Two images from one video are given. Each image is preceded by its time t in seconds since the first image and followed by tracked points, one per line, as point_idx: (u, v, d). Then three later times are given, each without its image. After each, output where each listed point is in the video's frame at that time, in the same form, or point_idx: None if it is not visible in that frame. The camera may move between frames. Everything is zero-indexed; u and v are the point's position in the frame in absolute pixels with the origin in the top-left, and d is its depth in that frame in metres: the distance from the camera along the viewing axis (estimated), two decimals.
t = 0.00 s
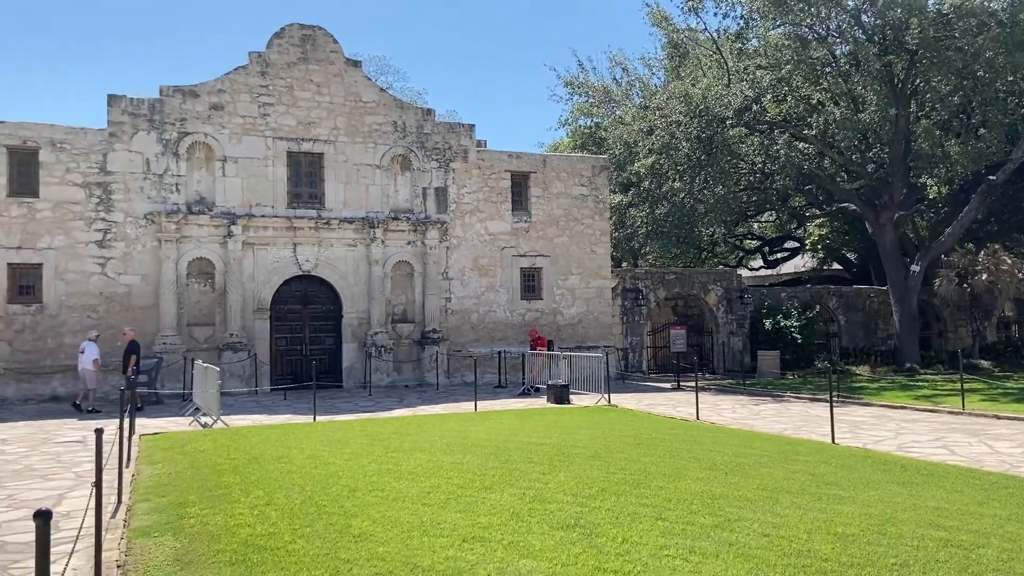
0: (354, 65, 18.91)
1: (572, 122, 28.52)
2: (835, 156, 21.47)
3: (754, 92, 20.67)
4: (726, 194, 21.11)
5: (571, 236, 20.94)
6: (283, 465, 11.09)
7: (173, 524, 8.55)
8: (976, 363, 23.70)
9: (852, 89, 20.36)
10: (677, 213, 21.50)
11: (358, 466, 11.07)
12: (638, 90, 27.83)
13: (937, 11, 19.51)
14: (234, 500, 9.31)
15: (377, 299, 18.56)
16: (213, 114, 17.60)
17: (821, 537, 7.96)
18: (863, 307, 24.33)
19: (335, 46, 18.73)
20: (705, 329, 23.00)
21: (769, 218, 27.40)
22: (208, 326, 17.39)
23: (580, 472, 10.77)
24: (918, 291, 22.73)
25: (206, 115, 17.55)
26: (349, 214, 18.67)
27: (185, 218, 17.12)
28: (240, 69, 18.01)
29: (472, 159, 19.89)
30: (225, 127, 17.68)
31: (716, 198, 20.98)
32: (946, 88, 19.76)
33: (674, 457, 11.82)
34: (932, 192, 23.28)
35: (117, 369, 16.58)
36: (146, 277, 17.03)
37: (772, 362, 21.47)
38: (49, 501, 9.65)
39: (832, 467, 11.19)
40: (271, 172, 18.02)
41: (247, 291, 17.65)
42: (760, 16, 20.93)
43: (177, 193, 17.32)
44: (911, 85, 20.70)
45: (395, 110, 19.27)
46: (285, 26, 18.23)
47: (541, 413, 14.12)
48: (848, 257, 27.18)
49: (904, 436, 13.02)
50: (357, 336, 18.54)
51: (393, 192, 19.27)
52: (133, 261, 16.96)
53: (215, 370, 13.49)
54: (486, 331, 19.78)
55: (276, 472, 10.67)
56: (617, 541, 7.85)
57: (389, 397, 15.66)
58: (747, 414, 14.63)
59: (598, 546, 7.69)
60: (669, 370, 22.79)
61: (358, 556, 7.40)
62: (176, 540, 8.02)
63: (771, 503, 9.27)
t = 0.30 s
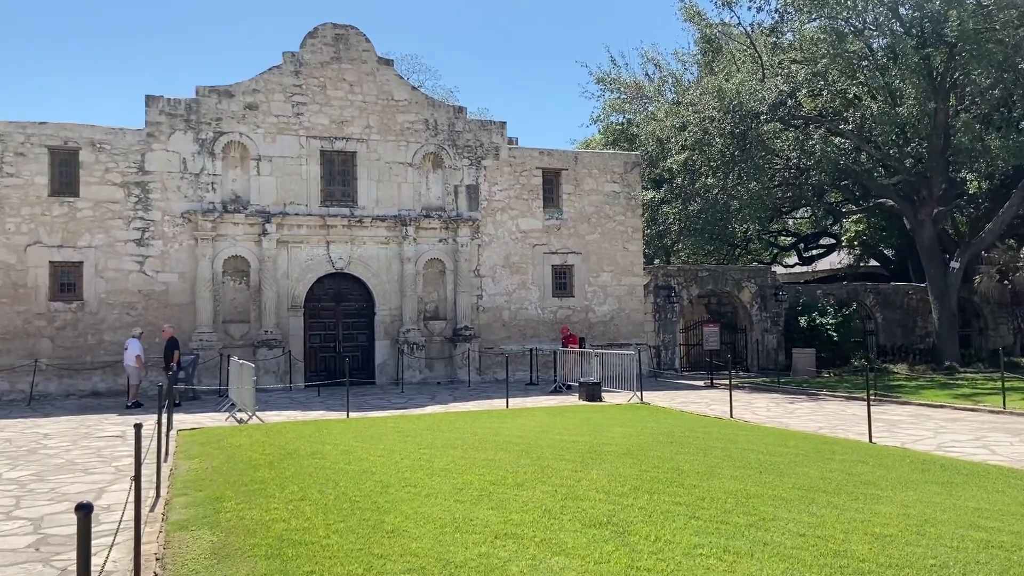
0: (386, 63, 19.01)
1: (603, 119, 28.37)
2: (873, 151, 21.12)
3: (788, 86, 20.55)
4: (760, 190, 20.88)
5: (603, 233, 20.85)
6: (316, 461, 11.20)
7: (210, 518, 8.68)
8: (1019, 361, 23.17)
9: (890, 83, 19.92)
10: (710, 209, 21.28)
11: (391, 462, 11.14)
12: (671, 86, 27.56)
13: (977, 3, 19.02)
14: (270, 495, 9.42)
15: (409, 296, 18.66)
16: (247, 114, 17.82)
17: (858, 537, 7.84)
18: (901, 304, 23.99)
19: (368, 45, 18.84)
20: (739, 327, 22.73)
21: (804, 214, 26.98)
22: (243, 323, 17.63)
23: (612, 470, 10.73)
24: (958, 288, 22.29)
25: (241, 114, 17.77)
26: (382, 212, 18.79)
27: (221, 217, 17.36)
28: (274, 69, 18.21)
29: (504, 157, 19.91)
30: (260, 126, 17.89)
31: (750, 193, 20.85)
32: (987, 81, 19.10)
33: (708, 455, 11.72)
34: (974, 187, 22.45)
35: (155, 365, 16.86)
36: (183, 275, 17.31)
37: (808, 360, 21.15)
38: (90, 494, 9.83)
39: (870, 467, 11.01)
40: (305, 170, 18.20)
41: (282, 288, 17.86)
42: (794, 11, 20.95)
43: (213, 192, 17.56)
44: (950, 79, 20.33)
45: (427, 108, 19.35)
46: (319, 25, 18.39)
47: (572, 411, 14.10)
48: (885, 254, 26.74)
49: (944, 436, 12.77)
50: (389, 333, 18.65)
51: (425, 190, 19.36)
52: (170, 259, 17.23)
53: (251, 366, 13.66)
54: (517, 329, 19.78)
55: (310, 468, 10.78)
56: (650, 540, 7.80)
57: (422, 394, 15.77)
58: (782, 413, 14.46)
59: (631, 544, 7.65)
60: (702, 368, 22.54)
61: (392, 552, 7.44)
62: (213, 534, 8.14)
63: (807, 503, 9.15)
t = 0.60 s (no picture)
0: (416, 64, 19.10)
1: (633, 118, 28.25)
2: (907, 148, 20.80)
3: (821, 84, 19.87)
4: (792, 189, 20.96)
5: (632, 232, 20.77)
6: (347, 459, 11.28)
7: (243, 515, 8.78)
8: None
9: (926, 78, 19.01)
10: (741, 208, 21.31)
11: (421, 461, 11.19)
12: (701, 84, 27.34)
13: None
14: (301, 493, 9.51)
15: (439, 296, 18.72)
16: (279, 115, 18.00)
17: (893, 540, 7.72)
18: (937, 304, 23.60)
19: (397, 46, 18.94)
20: (771, 327, 22.61)
21: (837, 212, 26.62)
22: (275, 322, 17.82)
23: (642, 470, 10.68)
24: (995, 287, 21.89)
25: (272, 116, 17.96)
26: (411, 212, 18.89)
27: (253, 217, 17.54)
28: (305, 71, 18.38)
29: (533, 156, 19.91)
30: (291, 128, 18.07)
31: (780, 192, 20.96)
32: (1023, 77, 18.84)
33: (740, 456, 11.62)
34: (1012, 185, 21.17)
35: (189, 363, 17.10)
36: (216, 274, 17.54)
37: (841, 360, 20.87)
38: (127, 491, 10.00)
39: (905, 469, 10.84)
40: (336, 171, 18.35)
41: (312, 288, 18.02)
42: (827, 7, 20.81)
43: (246, 193, 17.77)
44: (987, 75, 19.93)
45: (456, 108, 19.40)
46: (349, 27, 18.52)
47: (602, 410, 14.06)
48: (920, 252, 26.35)
49: (981, 438, 12.54)
50: (419, 332, 18.74)
51: (455, 189, 19.42)
52: (203, 259, 17.47)
53: (282, 365, 13.78)
54: (547, 328, 19.77)
55: (341, 466, 10.86)
56: (681, 541, 7.75)
57: (451, 393, 15.81)
58: (815, 414, 14.30)
59: (662, 545, 7.62)
60: (733, 368, 22.48)
61: (422, 550, 7.47)
62: (246, 531, 8.24)
63: (842, 505, 9.03)
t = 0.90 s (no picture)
0: (443, 66, 19.17)
1: (660, 118, 28.10)
2: (940, 148, 20.51)
3: (852, 83, 19.63)
4: (822, 190, 20.77)
5: (660, 234, 20.68)
6: (375, 460, 11.33)
7: (274, 514, 8.87)
8: None
9: (959, 79, 18.87)
10: (769, 209, 21.32)
11: (448, 462, 11.22)
12: (730, 84, 27.11)
13: None
14: (331, 493, 9.58)
15: (466, 297, 18.77)
16: (308, 119, 18.17)
17: (926, 546, 7.61)
18: (971, 306, 23.24)
19: (425, 49, 19.03)
20: (801, 329, 22.43)
21: (869, 213, 26.31)
22: (304, 323, 17.99)
23: (670, 473, 10.63)
24: None
25: (302, 119, 18.13)
26: (439, 214, 18.97)
27: (282, 219, 17.71)
28: (334, 74, 18.54)
29: (560, 158, 19.90)
30: (320, 131, 18.22)
31: (810, 193, 20.78)
32: None
33: (770, 460, 11.52)
34: None
35: (220, 364, 17.30)
36: (246, 276, 17.73)
37: (873, 363, 20.57)
38: (160, 489, 10.14)
39: (938, 473, 10.69)
40: (364, 173, 18.48)
41: (341, 289, 18.16)
42: (858, 6, 20.41)
43: (276, 195, 17.96)
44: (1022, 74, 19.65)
45: (483, 110, 19.45)
46: (378, 30, 18.65)
47: (628, 412, 14.04)
48: (953, 254, 25.95)
49: (1017, 442, 12.32)
50: (446, 333, 18.80)
51: (482, 191, 19.46)
52: (234, 261, 17.68)
53: (311, 365, 13.89)
54: (573, 330, 19.74)
55: (369, 466, 10.93)
56: (711, 544, 7.71)
57: (478, 395, 15.82)
58: (846, 417, 14.14)
59: (691, 549, 7.58)
60: (762, 370, 22.29)
61: (451, 551, 7.49)
62: (277, 530, 8.32)
63: (874, 510, 8.92)
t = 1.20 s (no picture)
0: (469, 70, 19.23)
1: (687, 120, 27.93)
2: (972, 149, 20.17)
3: (882, 84, 19.23)
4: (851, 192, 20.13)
5: (687, 236, 20.58)
6: (402, 462, 11.37)
7: (303, 515, 8.94)
8: None
9: (992, 78, 18.71)
10: (798, 211, 20.98)
11: (475, 464, 11.22)
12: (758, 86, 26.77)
13: None
14: (358, 494, 9.63)
15: (491, 300, 18.80)
16: (336, 123, 18.32)
17: (959, 553, 7.50)
18: (1005, 310, 22.87)
19: (451, 52, 19.11)
20: (830, 333, 22.13)
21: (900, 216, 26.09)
22: (332, 326, 18.13)
23: (698, 478, 10.55)
24: None
25: (329, 123, 18.28)
26: (465, 217, 19.03)
27: (310, 223, 17.88)
28: (361, 79, 18.68)
29: (585, 161, 19.88)
30: (347, 135, 18.37)
31: (839, 194, 20.19)
32: None
33: (799, 464, 11.41)
34: None
35: (248, 366, 17.49)
36: (274, 278, 17.91)
37: (903, 368, 20.30)
38: (191, 490, 10.26)
39: (972, 479, 10.51)
40: (390, 177, 18.60)
41: (367, 292, 18.27)
42: (888, 6, 20.27)
43: (304, 199, 18.13)
44: None
45: (509, 113, 19.48)
46: (404, 35, 18.77)
47: (655, 416, 13.98)
48: (986, 256, 25.48)
49: None
50: (471, 336, 18.84)
51: (507, 194, 19.48)
52: (263, 263, 17.86)
53: (338, 367, 13.98)
54: (599, 333, 19.69)
55: (395, 468, 10.97)
56: (739, 550, 7.65)
57: (503, 398, 15.82)
58: (877, 422, 13.97)
59: (719, 554, 7.53)
60: (791, 374, 22.13)
61: (477, 554, 7.49)
62: (305, 531, 8.39)
63: (905, 516, 8.80)
